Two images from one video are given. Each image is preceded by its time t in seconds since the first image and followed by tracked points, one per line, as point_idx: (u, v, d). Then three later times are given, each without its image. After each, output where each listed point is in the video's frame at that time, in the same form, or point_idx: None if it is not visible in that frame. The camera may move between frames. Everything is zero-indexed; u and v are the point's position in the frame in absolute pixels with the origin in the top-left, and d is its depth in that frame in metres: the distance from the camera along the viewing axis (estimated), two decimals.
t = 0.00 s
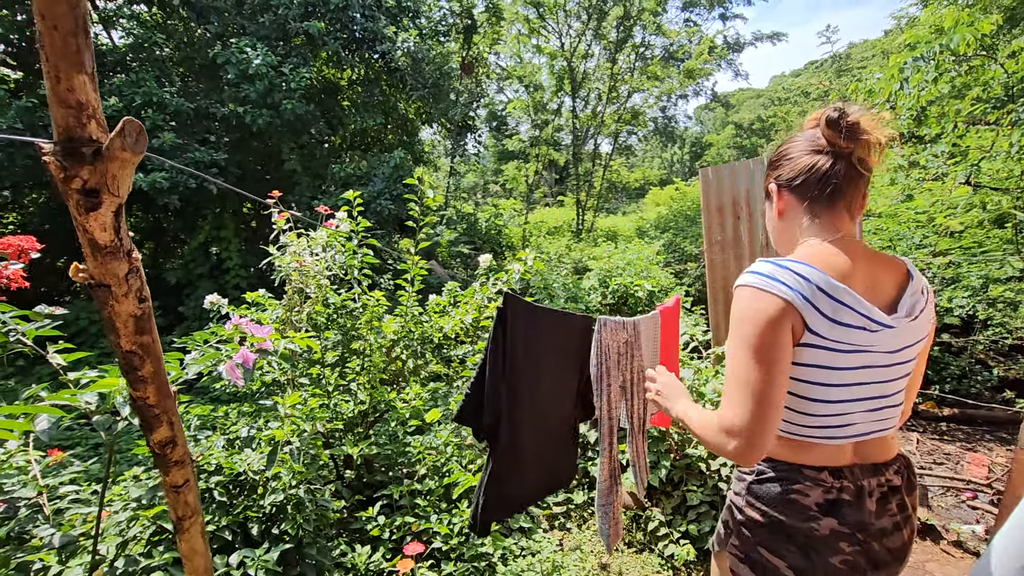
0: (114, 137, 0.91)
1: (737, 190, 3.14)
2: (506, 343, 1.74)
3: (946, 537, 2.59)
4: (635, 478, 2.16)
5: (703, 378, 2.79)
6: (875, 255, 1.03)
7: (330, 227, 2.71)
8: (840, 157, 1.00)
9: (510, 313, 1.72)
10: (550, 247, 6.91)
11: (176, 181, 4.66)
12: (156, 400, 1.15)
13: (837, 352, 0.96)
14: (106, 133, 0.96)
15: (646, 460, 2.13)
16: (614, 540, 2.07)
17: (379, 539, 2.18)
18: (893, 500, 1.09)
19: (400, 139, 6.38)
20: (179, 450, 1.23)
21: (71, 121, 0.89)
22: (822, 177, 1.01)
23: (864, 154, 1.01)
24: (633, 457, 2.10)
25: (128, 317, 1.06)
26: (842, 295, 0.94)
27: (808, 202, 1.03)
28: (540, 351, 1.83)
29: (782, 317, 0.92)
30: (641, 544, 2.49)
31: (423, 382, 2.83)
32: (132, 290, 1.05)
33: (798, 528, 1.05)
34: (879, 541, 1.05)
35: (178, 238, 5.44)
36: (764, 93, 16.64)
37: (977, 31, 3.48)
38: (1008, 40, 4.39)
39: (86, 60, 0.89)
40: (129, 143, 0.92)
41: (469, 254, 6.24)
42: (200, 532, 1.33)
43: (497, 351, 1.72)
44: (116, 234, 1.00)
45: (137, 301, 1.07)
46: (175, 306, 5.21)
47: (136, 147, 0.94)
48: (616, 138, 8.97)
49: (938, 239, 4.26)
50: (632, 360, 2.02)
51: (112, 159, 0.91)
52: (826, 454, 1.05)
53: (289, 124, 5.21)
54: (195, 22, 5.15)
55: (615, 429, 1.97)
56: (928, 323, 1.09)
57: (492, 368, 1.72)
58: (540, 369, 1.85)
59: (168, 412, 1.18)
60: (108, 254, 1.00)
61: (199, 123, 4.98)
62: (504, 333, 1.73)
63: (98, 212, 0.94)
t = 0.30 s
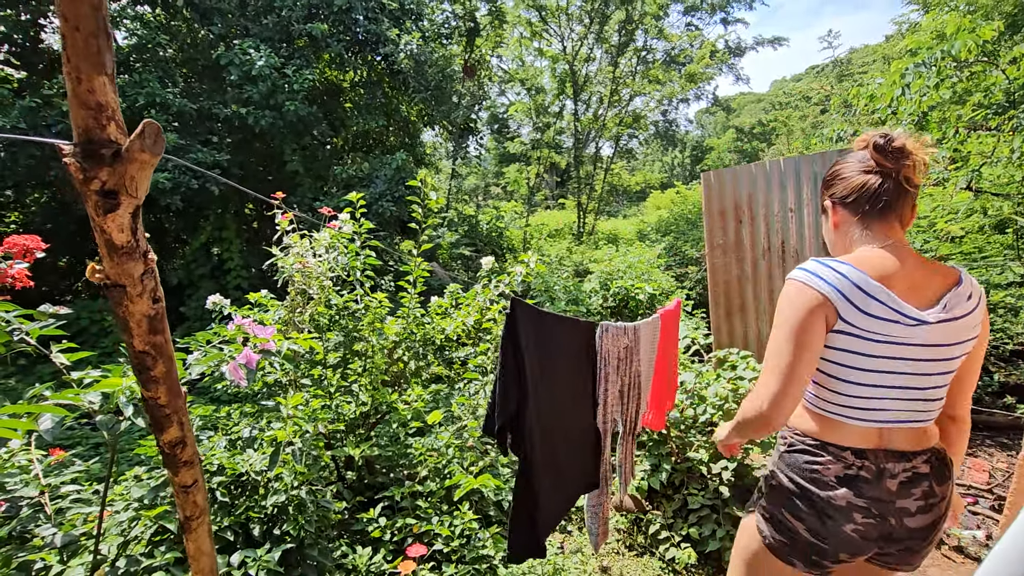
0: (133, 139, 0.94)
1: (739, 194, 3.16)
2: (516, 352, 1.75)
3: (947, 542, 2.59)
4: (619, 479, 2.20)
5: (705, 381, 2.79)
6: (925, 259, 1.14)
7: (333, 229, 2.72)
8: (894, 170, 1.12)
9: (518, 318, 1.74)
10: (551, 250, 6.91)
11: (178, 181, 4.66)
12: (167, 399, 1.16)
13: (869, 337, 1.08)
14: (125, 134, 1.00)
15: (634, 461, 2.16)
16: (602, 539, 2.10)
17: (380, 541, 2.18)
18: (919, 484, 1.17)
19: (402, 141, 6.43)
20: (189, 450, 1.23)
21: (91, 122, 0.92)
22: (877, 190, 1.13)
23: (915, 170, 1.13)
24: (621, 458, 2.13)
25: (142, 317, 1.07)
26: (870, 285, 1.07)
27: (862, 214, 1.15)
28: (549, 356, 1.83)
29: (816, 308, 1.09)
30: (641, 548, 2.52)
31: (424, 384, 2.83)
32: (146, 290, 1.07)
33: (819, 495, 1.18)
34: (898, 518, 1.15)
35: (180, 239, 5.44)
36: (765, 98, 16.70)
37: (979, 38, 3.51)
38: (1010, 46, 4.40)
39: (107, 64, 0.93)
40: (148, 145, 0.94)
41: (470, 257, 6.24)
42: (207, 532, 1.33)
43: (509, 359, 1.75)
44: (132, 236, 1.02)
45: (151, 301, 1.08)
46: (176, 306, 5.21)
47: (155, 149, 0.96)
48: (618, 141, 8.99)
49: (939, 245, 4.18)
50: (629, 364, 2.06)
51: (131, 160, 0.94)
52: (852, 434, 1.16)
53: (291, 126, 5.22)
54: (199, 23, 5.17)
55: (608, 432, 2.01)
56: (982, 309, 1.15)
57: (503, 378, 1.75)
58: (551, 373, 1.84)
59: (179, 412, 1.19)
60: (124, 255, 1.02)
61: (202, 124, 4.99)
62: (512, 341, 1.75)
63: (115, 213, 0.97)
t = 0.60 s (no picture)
0: (139, 141, 0.95)
1: (738, 199, 3.17)
2: (512, 356, 1.77)
3: (946, 548, 2.59)
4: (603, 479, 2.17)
5: (704, 385, 2.80)
6: (945, 263, 1.26)
7: (333, 231, 2.73)
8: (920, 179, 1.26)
9: (515, 321, 1.76)
10: (551, 253, 6.92)
11: (179, 183, 4.67)
12: (169, 399, 1.16)
13: (870, 324, 1.22)
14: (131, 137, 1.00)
15: (620, 462, 2.16)
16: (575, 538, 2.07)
17: (378, 543, 2.18)
18: (911, 468, 1.28)
19: (402, 144, 6.40)
20: (190, 449, 1.24)
21: (98, 125, 0.93)
22: (905, 196, 1.27)
23: (942, 181, 1.27)
24: (606, 458, 2.12)
25: (146, 317, 1.08)
26: (872, 277, 1.22)
27: (889, 218, 1.30)
28: (546, 359, 1.84)
29: (824, 295, 1.26)
30: (640, 551, 2.50)
31: (423, 387, 2.83)
32: (150, 290, 1.07)
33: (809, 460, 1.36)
34: (882, 492, 1.29)
35: (180, 240, 5.45)
36: (764, 103, 16.77)
37: (977, 45, 3.59)
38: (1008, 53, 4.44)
39: (114, 66, 0.94)
40: (153, 146, 0.96)
41: (469, 260, 6.25)
42: (207, 533, 1.34)
43: (505, 363, 1.77)
44: (138, 236, 1.03)
45: (155, 301, 1.09)
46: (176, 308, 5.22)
47: (161, 151, 0.98)
48: (618, 145, 9.03)
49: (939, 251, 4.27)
50: (623, 368, 2.08)
51: (137, 162, 0.95)
52: (852, 413, 1.31)
53: (292, 128, 5.24)
54: (201, 26, 5.20)
55: (599, 434, 2.02)
56: (1004, 309, 1.25)
57: (498, 382, 1.77)
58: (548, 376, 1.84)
59: (180, 412, 1.19)
60: (129, 255, 1.02)
61: (203, 126, 5.00)
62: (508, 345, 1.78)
63: (121, 214, 0.98)
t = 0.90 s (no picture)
0: (132, 134, 0.95)
1: (735, 204, 3.19)
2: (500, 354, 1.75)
3: (942, 553, 2.58)
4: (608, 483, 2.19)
5: (700, 390, 2.80)
6: (917, 289, 1.43)
7: (331, 235, 2.73)
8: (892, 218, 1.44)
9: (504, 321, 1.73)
10: (549, 258, 6.92)
11: (177, 186, 4.67)
12: (160, 391, 1.16)
13: (839, 338, 1.44)
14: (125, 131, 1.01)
15: (624, 466, 2.17)
16: (579, 543, 2.10)
17: (375, 548, 2.17)
18: (877, 464, 1.43)
19: (401, 148, 6.48)
20: (182, 442, 1.23)
21: (92, 119, 0.93)
22: (878, 233, 1.47)
23: (915, 219, 1.44)
24: (609, 462, 2.13)
25: (138, 308, 1.08)
26: (838, 299, 1.45)
27: (866, 251, 1.50)
28: (533, 358, 1.84)
29: (798, 310, 1.52)
30: (637, 557, 2.48)
31: (421, 392, 2.82)
32: (142, 282, 1.08)
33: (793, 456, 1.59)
34: (851, 485, 1.46)
35: (178, 244, 5.44)
36: (761, 108, 16.87)
37: (971, 53, 3.63)
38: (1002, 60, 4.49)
39: (109, 61, 0.94)
40: (147, 140, 0.96)
41: (467, 264, 6.26)
42: (200, 528, 1.33)
43: (491, 362, 1.74)
44: (129, 228, 1.03)
45: (147, 293, 1.09)
46: (173, 311, 5.21)
47: (154, 144, 0.98)
48: (616, 150, 9.06)
49: (934, 255, 4.18)
50: (620, 371, 2.08)
51: (130, 154, 0.96)
52: (829, 415, 1.51)
53: (291, 132, 5.25)
54: (200, 29, 5.21)
55: (596, 436, 2.01)
56: (960, 332, 1.33)
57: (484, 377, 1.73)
58: (534, 376, 1.85)
59: (172, 405, 1.19)
60: (121, 246, 1.03)
61: (202, 129, 5.00)
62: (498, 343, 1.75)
63: (113, 205, 0.98)
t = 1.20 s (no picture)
0: (129, 147, 0.96)
1: (729, 209, 3.22)
2: (493, 358, 1.75)
3: (935, 554, 2.60)
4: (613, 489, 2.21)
5: (694, 393, 2.81)
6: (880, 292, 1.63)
7: (326, 239, 2.73)
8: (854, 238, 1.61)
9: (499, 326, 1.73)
10: (544, 261, 6.93)
11: (171, 190, 4.65)
12: (156, 401, 1.16)
13: (825, 343, 1.63)
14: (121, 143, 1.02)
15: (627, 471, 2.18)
16: (591, 549, 2.08)
17: (369, 553, 2.16)
18: (865, 438, 1.59)
19: (396, 152, 6.50)
20: (177, 452, 1.23)
21: (90, 131, 0.94)
22: (843, 249, 1.64)
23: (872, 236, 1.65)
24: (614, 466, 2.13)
25: (134, 318, 1.08)
26: (820, 308, 1.64)
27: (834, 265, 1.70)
28: (528, 361, 1.85)
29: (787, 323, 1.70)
30: (633, 560, 2.48)
31: (416, 396, 2.82)
32: (139, 292, 1.08)
33: (791, 430, 1.73)
34: (843, 455, 1.61)
35: (172, 248, 5.42)
36: (755, 113, 16.99)
37: (961, 59, 3.68)
38: (991, 65, 4.55)
39: (106, 74, 0.95)
40: (143, 152, 0.97)
41: (463, 268, 6.26)
42: (195, 535, 1.32)
43: (485, 366, 1.74)
44: (127, 239, 1.03)
45: (144, 303, 1.09)
46: (167, 316, 5.18)
47: (150, 156, 0.99)
48: (611, 154, 9.10)
49: (925, 259, 4.23)
50: (618, 375, 2.09)
51: (127, 166, 0.96)
52: (825, 398, 1.65)
53: (286, 136, 5.25)
54: (195, 33, 5.21)
55: (598, 441, 2.01)
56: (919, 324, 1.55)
57: (477, 381, 1.73)
58: (528, 380, 1.85)
59: (168, 414, 1.19)
60: (119, 258, 1.03)
61: (196, 133, 5.00)
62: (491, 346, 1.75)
63: (111, 217, 0.98)
